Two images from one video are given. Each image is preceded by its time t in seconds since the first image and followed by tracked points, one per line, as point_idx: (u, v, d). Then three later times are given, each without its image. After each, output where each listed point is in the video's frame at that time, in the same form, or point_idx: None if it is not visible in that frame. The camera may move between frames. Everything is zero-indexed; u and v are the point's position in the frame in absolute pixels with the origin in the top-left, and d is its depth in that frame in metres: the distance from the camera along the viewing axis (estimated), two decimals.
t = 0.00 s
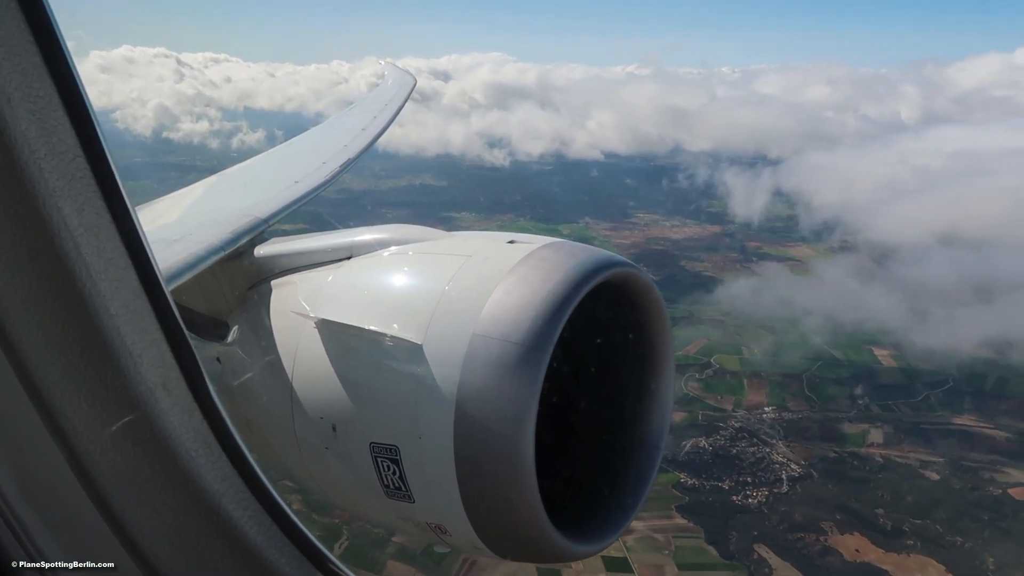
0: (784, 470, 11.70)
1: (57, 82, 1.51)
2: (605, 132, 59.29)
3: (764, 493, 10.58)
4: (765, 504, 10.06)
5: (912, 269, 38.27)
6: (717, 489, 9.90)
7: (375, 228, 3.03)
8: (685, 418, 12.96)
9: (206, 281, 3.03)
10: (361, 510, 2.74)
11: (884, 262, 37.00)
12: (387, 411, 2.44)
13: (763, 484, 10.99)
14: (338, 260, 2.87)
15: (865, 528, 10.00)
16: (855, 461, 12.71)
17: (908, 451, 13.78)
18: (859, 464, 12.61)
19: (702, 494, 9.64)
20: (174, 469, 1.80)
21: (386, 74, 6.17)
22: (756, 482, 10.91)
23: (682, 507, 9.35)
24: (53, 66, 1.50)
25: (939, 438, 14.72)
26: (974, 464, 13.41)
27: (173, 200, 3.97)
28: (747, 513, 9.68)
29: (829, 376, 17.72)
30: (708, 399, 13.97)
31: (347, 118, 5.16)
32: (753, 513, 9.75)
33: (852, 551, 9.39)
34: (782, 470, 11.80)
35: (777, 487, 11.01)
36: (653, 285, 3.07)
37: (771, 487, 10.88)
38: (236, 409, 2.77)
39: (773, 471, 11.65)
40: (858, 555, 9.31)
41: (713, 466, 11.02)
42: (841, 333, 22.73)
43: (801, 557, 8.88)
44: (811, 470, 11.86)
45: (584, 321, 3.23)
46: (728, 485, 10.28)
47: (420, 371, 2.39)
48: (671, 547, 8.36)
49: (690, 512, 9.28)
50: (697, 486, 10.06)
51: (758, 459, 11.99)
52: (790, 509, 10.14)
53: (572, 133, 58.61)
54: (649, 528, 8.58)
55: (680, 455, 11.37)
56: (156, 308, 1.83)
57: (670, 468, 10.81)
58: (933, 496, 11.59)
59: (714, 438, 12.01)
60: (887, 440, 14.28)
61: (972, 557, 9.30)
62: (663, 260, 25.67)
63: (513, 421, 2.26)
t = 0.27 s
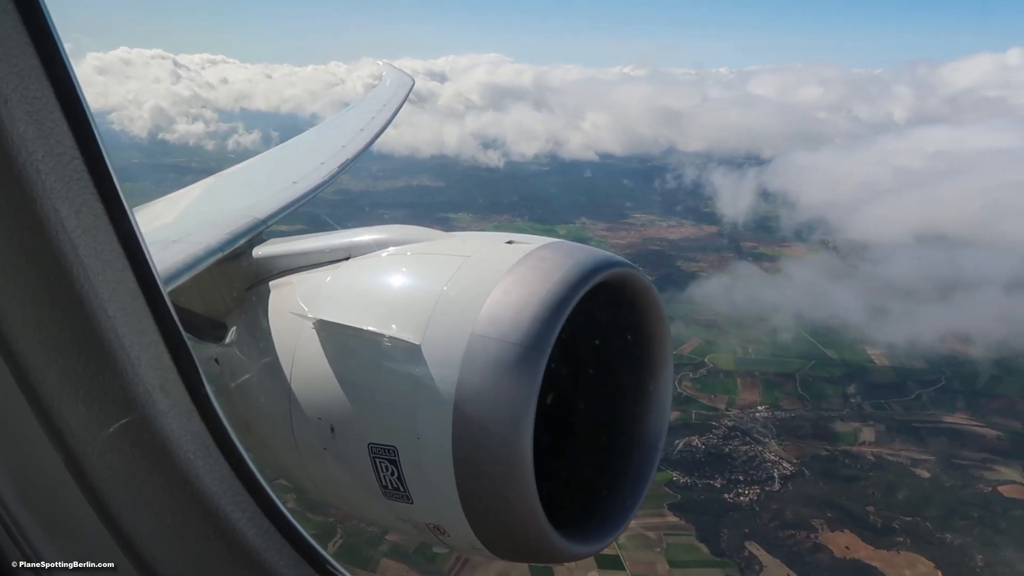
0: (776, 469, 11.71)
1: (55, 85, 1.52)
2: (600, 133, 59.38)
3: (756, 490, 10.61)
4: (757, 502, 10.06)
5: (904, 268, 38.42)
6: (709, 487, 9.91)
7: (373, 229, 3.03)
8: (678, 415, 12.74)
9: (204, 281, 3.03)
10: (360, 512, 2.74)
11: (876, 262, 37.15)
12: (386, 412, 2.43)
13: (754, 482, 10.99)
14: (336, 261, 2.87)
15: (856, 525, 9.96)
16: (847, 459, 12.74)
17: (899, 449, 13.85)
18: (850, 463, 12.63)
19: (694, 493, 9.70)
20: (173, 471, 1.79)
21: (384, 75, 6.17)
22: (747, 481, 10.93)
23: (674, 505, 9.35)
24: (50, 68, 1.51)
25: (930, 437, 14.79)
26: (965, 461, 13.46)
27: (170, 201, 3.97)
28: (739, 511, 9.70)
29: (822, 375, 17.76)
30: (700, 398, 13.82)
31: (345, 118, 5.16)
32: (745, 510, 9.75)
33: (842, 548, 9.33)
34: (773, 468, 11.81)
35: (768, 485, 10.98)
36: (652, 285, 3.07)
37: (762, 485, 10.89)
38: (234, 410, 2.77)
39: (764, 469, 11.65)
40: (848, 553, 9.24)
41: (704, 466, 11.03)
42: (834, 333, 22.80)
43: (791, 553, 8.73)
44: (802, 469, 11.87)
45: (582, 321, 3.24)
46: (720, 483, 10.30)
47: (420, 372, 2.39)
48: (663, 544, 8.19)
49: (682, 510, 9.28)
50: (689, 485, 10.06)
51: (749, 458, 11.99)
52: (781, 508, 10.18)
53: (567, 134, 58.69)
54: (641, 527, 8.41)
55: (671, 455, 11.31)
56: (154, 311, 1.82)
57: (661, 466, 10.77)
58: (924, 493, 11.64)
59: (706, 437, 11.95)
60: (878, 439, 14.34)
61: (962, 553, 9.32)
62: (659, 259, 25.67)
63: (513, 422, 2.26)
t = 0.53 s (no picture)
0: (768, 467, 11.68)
1: (52, 87, 1.52)
2: (594, 134, 59.41)
3: (748, 489, 10.61)
4: (748, 501, 10.04)
5: (898, 267, 38.53)
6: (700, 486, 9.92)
7: (371, 230, 3.03)
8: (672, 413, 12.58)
9: (201, 282, 3.02)
10: (358, 512, 2.74)
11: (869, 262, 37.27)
12: (384, 412, 2.43)
13: (746, 481, 10.96)
14: (334, 261, 2.88)
15: (847, 526, 9.92)
16: (839, 458, 12.78)
17: (891, 448, 13.90)
18: (842, 461, 12.67)
19: (686, 491, 9.68)
20: (171, 472, 1.79)
21: (383, 75, 6.18)
22: (739, 480, 10.93)
23: (665, 503, 9.26)
24: (47, 68, 1.50)
25: (921, 436, 14.85)
26: (956, 460, 13.53)
27: (167, 202, 3.96)
28: (731, 509, 9.63)
29: (815, 375, 17.80)
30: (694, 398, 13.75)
31: (344, 119, 5.17)
32: (736, 508, 9.68)
33: (832, 546, 9.30)
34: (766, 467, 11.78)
35: (760, 483, 10.95)
36: (650, 286, 3.07)
37: (754, 484, 10.86)
38: (232, 411, 2.76)
39: (756, 468, 11.61)
40: (837, 550, 9.22)
41: (696, 464, 10.97)
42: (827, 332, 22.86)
43: (780, 551, 8.86)
44: (793, 466, 11.88)
45: (580, 322, 3.24)
46: (712, 482, 10.30)
47: (418, 373, 2.39)
48: (655, 542, 8.26)
49: (673, 508, 9.21)
50: (682, 483, 10.04)
51: (741, 457, 11.97)
52: (772, 506, 10.19)
53: (561, 134, 58.66)
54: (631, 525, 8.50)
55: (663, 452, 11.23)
56: (152, 311, 1.82)
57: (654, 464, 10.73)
58: (915, 491, 11.69)
59: (699, 436, 11.91)
60: (871, 437, 14.39)
61: (951, 551, 9.38)
62: (654, 260, 25.68)
63: (510, 422, 2.26)
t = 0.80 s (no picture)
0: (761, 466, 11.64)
1: (51, 88, 1.51)
2: (590, 135, 59.47)
3: (742, 487, 10.63)
4: (741, 498, 10.05)
5: (893, 265, 38.54)
6: (694, 485, 10.00)
7: (371, 230, 3.03)
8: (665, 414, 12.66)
9: (200, 282, 3.02)
10: (358, 513, 2.74)
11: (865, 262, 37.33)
12: (384, 412, 2.44)
13: (739, 479, 10.97)
14: (333, 261, 2.88)
15: (839, 523, 9.89)
16: (832, 457, 12.80)
17: (884, 447, 13.93)
18: (835, 460, 12.70)
19: (679, 490, 9.77)
20: (171, 473, 1.79)
21: (382, 76, 6.19)
22: (732, 478, 10.96)
23: (659, 501, 9.34)
24: (47, 70, 1.50)
25: (915, 434, 14.89)
26: (949, 458, 13.56)
27: (167, 202, 3.96)
28: (724, 506, 9.67)
29: (810, 374, 17.84)
30: (687, 397, 13.78)
31: (344, 119, 5.18)
32: (729, 506, 9.72)
33: (824, 543, 9.18)
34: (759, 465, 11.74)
35: (753, 481, 10.93)
36: (650, 287, 3.07)
37: (747, 482, 10.86)
38: (231, 411, 2.76)
39: (749, 466, 11.60)
40: (829, 547, 9.09)
41: (690, 463, 10.96)
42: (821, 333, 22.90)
43: (772, 548, 8.77)
44: (787, 464, 11.87)
45: (580, 323, 3.25)
46: (705, 481, 10.34)
47: (418, 373, 2.39)
48: (648, 540, 8.33)
49: (666, 506, 9.28)
50: (675, 482, 10.08)
51: (735, 455, 11.92)
52: (765, 504, 10.16)
53: (557, 135, 58.65)
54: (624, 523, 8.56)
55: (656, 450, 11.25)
56: (151, 312, 1.82)
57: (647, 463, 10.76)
58: (908, 489, 11.71)
59: (693, 435, 11.94)
60: (864, 436, 14.43)
61: (942, 550, 9.40)
62: (651, 260, 25.71)
63: (510, 422, 2.27)
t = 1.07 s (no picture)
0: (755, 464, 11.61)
1: (51, 90, 1.51)
2: (585, 136, 59.37)
3: (736, 485, 10.60)
4: (736, 497, 9.99)
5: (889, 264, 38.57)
6: (688, 483, 9.92)
7: (370, 231, 3.04)
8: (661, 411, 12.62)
9: (200, 284, 3.02)
10: (358, 514, 2.74)
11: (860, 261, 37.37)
12: (384, 413, 2.43)
13: (733, 477, 10.93)
14: (333, 262, 2.88)
15: (831, 521, 9.87)
16: (826, 455, 12.82)
17: (877, 445, 13.96)
18: (829, 458, 12.71)
19: (674, 488, 9.59)
20: (170, 475, 1.79)
21: (380, 77, 6.20)
22: (726, 476, 10.91)
23: (653, 497, 9.16)
24: (46, 72, 1.50)
25: (908, 433, 14.92)
26: (942, 455, 13.59)
27: (167, 203, 3.96)
28: (718, 505, 9.58)
29: (805, 374, 17.85)
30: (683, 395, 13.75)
31: (343, 120, 5.18)
32: (724, 504, 9.63)
33: (816, 540, 9.07)
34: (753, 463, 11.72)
35: (748, 480, 10.91)
36: (649, 287, 3.07)
37: (741, 480, 10.83)
38: (230, 413, 2.75)
39: (744, 464, 11.56)
40: (820, 545, 8.98)
41: (684, 462, 10.90)
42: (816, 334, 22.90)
43: (765, 546, 8.70)
44: (781, 462, 11.85)
45: (579, 323, 3.25)
46: (700, 479, 10.28)
47: (418, 374, 2.39)
48: (641, 538, 8.18)
49: (661, 503, 9.10)
50: (670, 480, 9.91)
51: (729, 454, 11.91)
52: (758, 502, 10.10)
53: (552, 136, 58.55)
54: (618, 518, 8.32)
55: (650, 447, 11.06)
56: (150, 313, 1.82)
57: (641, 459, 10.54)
58: (902, 487, 11.72)
59: (688, 433, 11.88)
60: (858, 435, 14.45)
61: (935, 549, 9.41)
62: (647, 259, 25.68)
63: (509, 423, 2.27)
